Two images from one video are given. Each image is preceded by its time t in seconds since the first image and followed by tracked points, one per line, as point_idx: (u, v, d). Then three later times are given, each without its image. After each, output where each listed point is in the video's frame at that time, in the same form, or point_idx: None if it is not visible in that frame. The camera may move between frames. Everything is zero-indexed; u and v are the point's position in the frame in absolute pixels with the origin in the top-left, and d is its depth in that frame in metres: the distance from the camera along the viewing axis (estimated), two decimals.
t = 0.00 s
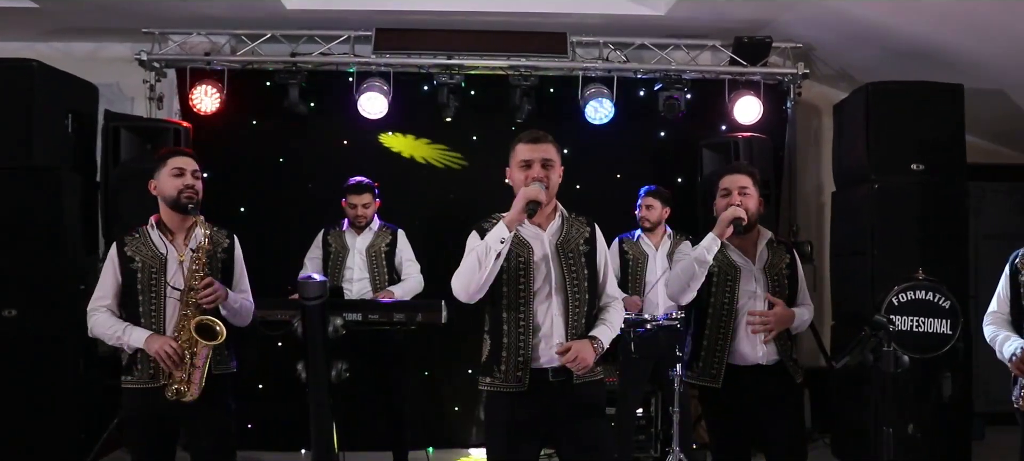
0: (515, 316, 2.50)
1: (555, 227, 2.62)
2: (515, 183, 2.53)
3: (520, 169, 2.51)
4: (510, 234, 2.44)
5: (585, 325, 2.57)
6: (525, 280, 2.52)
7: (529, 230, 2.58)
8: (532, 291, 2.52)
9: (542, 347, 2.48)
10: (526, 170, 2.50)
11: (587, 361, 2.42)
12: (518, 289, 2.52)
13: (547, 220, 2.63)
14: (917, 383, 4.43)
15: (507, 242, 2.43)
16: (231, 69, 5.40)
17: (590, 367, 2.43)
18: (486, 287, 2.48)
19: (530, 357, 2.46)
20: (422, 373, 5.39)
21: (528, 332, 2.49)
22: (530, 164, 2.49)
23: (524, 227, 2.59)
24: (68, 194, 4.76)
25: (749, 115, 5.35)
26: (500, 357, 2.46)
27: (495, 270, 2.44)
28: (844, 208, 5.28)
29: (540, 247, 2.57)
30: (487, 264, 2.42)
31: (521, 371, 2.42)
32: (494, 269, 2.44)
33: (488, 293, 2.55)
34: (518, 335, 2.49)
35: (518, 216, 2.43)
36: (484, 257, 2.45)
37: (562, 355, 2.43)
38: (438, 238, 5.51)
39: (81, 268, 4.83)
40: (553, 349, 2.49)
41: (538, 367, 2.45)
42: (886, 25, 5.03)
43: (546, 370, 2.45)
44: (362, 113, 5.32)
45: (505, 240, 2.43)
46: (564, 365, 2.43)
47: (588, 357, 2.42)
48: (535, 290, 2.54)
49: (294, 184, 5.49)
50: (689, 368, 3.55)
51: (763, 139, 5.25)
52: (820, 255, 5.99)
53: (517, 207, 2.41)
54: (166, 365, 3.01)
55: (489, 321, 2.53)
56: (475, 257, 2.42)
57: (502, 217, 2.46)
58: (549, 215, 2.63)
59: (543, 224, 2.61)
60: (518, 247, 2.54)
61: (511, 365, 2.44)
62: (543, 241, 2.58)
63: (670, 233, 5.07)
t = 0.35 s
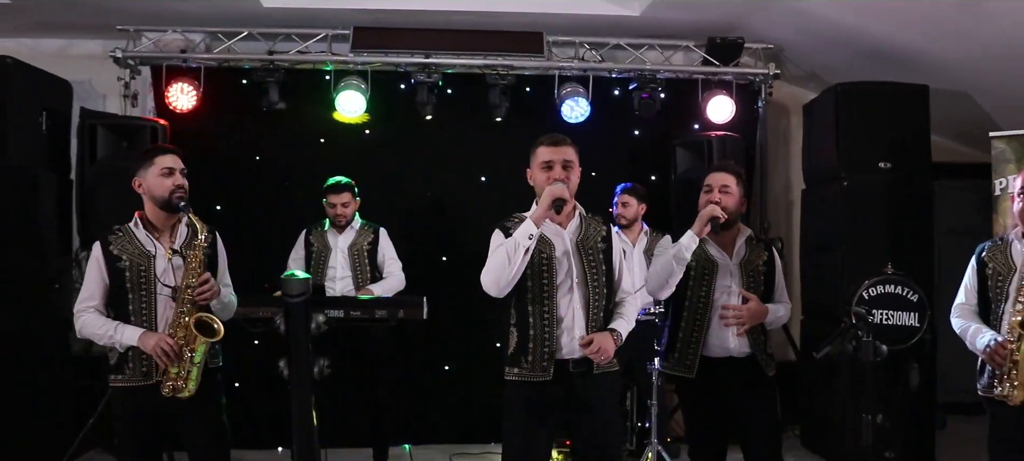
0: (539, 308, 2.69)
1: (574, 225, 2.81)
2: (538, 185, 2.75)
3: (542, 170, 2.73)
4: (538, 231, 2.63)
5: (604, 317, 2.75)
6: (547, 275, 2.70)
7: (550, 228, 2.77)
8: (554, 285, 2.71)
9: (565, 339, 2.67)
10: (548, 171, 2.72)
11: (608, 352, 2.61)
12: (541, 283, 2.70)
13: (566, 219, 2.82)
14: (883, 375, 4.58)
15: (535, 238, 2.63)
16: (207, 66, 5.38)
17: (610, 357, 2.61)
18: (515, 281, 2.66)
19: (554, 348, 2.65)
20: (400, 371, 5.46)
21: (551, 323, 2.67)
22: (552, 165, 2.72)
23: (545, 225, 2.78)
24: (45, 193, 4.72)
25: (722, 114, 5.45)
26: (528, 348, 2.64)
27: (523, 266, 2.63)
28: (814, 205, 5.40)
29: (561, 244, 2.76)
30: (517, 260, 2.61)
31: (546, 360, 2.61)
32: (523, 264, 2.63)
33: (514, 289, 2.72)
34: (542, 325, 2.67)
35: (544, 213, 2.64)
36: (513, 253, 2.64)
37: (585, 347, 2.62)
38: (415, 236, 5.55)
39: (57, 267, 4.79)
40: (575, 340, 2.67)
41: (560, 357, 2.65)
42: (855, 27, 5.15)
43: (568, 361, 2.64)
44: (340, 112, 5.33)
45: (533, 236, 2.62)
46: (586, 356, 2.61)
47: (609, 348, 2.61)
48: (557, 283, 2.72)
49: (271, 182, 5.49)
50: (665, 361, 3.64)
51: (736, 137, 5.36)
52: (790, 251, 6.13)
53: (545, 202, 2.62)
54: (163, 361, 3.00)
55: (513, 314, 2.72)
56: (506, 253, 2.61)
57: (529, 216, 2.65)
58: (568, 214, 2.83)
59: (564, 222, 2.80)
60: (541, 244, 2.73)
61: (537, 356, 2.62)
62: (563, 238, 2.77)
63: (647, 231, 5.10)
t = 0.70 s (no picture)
0: (511, 293, 2.80)
1: (546, 214, 2.91)
2: (509, 176, 2.84)
3: (513, 162, 2.82)
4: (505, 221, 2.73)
5: (577, 301, 2.85)
6: (519, 262, 2.82)
7: (522, 217, 2.88)
8: (525, 271, 2.82)
9: (535, 322, 2.77)
10: (519, 163, 2.81)
11: (581, 336, 2.71)
12: (513, 269, 2.82)
13: (539, 208, 2.93)
14: (823, 354, 4.75)
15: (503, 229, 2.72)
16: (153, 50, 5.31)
17: (582, 341, 2.72)
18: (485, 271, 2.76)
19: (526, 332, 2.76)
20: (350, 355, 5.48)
21: (522, 307, 2.78)
22: (522, 158, 2.81)
23: (517, 215, 2.88)
24: None
25: (668, 100, 5.56)
26: (500, 331, 2.76)
27: (492, 255, 2.73)
28: (756, 189, 5.56)
29: (533, 232, 2.86)
30: (486, 250, 2.71)
31: (517, 343, 2.73)
32: (491, 254, 2.72)
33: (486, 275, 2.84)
34: (514, 309, 2.79)
35: (512, 206, 2.71)
36: (483, 243, 2.74)
37: (560, 331, 2.72)
38: (366, 221, 5.56)
39: None
40: (547, 323, 2.78)
41: (533, 339, 2.76)
42: (795, 15, 5.29)
43: (539, 343, 2.74)
44: (289, 96, 5.31)
45: (500, 228, 2.72)
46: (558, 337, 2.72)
47: (583, 332, 2.72)
48: (529, 270, 2.83)
49: (219, 167, 5.44)
50: (627, 345, 3.67)
51: (681, 122, 5.47)
52: (733, 234, 6.29)
53: (512, 196, 2.69)
54: (127, 348, 2.98)
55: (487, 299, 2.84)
56: (474, 244, 2.72)
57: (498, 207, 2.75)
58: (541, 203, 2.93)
59: (536, 211, 2.90)
60: (512, 233, 2.84)
61: (509, 338, 2.74)
62: (534, 227, 2.88)
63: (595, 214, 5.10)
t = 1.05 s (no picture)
0: (470, 309, 2.92)
1: (508, 233, 3.02)
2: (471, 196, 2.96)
3: (474, 183, 2.93)
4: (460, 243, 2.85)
5: (537, 317, 2.95)
6: (478, 279, 2.94)
7: (483, 236, 2.99)
8: (484, 288, 2.93)
9: (493, 339, 2.87)
10: (480, 184, 2.92)
11: (539, 356, 2.79)
12: (472, 286, 2.93)
13: (500, 227, 3.03)
14: (778, 370, 4.89)
15: (458, 250, 2.86)
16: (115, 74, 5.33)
17: (539, 359, 2.79)
18: (444, 288, 2.91)
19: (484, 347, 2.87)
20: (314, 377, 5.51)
21: (481, 323, 2.89)
22: (483, 178, 2.91)
23: (479, 234, 3.00)
24: None
25: (625, 123, 5.69)
26: (458, 346, 2.87)
27: (448, 273, 2.88)
28: (712, 209, 5.70)
29: (492, 251, 2.97)
30: (440, 269, 2.86)
31: (475, 357, 2.84)
32: (446, 273, 2.88)
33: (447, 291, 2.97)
34: (473, 324, 2.90)
35: (466, 229, 2.84)
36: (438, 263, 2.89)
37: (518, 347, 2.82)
38: (329, 243, 5.61)
39: None
40: (505, 339, 2.88)
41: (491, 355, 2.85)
42: (747, 41, 5.47)
43: (496, 357, 2.84)
44: (252, 120, 5.35)
45: (455, 250, 2.85)
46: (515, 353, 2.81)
47: (540, 353, 2.80)
48: (488, 287, 2.94)
49: (182, 191, 5.46)
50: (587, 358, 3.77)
51: (639, 145, 5.60)
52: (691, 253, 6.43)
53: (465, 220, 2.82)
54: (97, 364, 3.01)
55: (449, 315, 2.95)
56: (430, 264, 2.88)
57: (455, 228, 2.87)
58: (503, 223, 3.03)
59: (497, 230, 3.01)
60: (472, 251, 2.96)
61: (467, 353, 2.85)
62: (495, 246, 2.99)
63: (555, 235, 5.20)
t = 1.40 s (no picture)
0: (440, 288, 3.00)
1: (476, 216, 3.10)
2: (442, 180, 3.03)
3: (445, 169, 2.99)
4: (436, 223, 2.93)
5: (502, 296, 3.06)
6: (448, 260, 3.02)
7: (453, 219, 3.06)
8: (453, 269, 3.02)
9: (462, 317, 2.97)
10: (451, 170, 2.98)
11: (499, 324, 2.87)
12: (443, 266, 3.02)
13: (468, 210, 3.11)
14: (754, 347, 5.03)
15: (432, 229, 2.94)
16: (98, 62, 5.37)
17: (500, 329, 2.88)
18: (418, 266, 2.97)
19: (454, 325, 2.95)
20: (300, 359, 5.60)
21: (451, 301, 2.98)
22: (453, 165, 2.98)
23: (449, 217, 3.06)
24: None
25: (604, 107, 5.79)
26: (430, 324, 2.95)
27: (422, 253, 2.94)
28: (690, 191, 5.81)
29: (461, 233, 3.05)
30: (415, 249, 2.93)
31: (446, 334, 2.92)
32: (422, 252, 2.93)
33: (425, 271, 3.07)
34: (444, 302, 2.98)
35: (441, 210, 2.92)
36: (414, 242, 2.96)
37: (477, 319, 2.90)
38: (314, 227, 5.68)
39: None
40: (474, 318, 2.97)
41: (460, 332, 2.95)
42: (723, 26, 5.57)
43: (466, 336, 2.93)
44: (236, 107, 5.40)
45: (430, 229, 2.93)
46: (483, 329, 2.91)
47: (500, 322, 2.88)
48: (457, 268, 3.03)
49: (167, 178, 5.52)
50: (579, 336, 3.58)
51: (618, 129, 5.70)
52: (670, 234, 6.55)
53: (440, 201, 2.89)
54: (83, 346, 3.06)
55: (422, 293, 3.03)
56: (405, 243, 2.93)
57: (430, 209, 2.95)
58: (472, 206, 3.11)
59: (466, 213, 3.09)
60: (442, 232, 3.03)
61: (439, 330, 2.93)
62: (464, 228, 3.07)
63: (536, 218, 5.31)
